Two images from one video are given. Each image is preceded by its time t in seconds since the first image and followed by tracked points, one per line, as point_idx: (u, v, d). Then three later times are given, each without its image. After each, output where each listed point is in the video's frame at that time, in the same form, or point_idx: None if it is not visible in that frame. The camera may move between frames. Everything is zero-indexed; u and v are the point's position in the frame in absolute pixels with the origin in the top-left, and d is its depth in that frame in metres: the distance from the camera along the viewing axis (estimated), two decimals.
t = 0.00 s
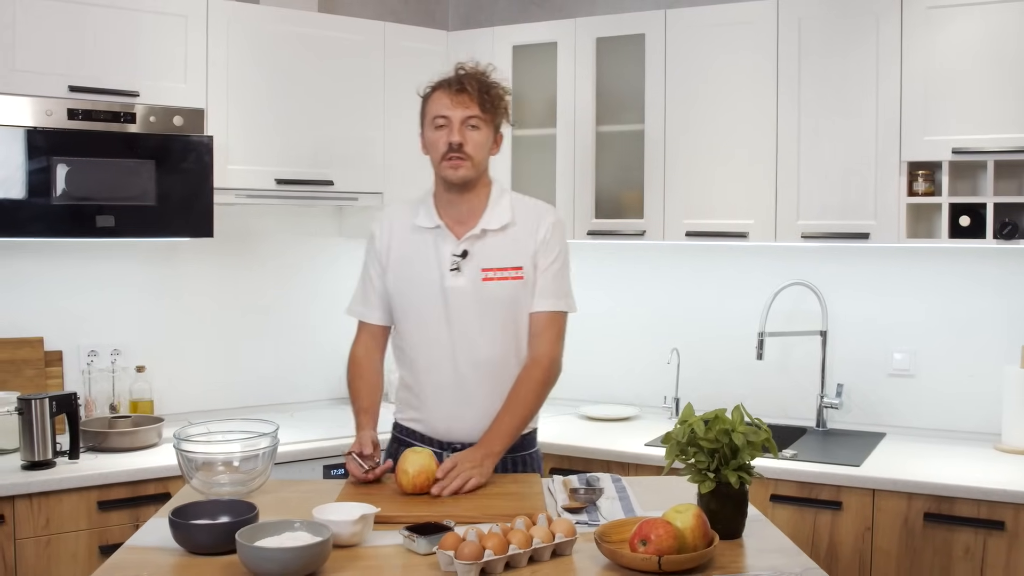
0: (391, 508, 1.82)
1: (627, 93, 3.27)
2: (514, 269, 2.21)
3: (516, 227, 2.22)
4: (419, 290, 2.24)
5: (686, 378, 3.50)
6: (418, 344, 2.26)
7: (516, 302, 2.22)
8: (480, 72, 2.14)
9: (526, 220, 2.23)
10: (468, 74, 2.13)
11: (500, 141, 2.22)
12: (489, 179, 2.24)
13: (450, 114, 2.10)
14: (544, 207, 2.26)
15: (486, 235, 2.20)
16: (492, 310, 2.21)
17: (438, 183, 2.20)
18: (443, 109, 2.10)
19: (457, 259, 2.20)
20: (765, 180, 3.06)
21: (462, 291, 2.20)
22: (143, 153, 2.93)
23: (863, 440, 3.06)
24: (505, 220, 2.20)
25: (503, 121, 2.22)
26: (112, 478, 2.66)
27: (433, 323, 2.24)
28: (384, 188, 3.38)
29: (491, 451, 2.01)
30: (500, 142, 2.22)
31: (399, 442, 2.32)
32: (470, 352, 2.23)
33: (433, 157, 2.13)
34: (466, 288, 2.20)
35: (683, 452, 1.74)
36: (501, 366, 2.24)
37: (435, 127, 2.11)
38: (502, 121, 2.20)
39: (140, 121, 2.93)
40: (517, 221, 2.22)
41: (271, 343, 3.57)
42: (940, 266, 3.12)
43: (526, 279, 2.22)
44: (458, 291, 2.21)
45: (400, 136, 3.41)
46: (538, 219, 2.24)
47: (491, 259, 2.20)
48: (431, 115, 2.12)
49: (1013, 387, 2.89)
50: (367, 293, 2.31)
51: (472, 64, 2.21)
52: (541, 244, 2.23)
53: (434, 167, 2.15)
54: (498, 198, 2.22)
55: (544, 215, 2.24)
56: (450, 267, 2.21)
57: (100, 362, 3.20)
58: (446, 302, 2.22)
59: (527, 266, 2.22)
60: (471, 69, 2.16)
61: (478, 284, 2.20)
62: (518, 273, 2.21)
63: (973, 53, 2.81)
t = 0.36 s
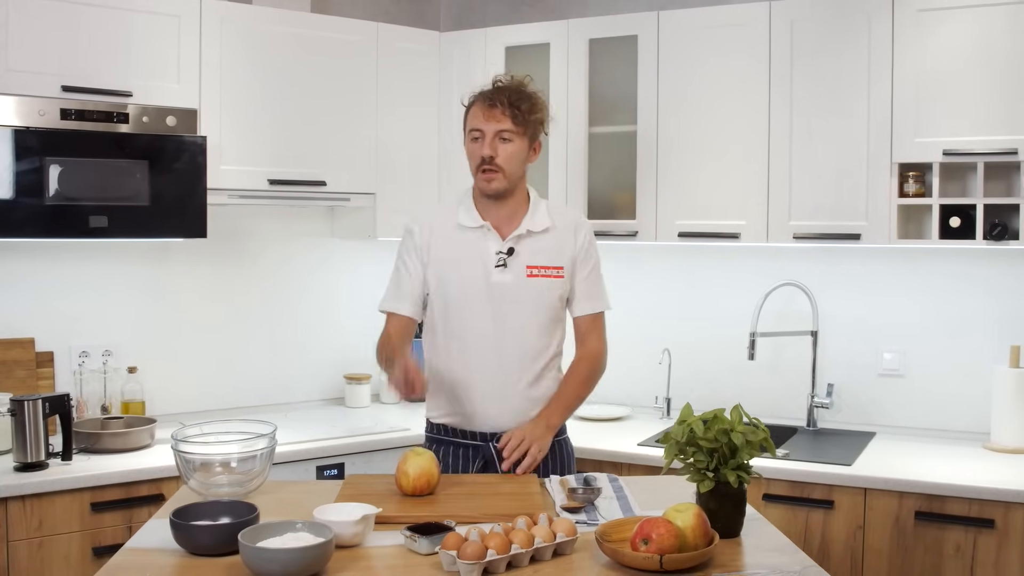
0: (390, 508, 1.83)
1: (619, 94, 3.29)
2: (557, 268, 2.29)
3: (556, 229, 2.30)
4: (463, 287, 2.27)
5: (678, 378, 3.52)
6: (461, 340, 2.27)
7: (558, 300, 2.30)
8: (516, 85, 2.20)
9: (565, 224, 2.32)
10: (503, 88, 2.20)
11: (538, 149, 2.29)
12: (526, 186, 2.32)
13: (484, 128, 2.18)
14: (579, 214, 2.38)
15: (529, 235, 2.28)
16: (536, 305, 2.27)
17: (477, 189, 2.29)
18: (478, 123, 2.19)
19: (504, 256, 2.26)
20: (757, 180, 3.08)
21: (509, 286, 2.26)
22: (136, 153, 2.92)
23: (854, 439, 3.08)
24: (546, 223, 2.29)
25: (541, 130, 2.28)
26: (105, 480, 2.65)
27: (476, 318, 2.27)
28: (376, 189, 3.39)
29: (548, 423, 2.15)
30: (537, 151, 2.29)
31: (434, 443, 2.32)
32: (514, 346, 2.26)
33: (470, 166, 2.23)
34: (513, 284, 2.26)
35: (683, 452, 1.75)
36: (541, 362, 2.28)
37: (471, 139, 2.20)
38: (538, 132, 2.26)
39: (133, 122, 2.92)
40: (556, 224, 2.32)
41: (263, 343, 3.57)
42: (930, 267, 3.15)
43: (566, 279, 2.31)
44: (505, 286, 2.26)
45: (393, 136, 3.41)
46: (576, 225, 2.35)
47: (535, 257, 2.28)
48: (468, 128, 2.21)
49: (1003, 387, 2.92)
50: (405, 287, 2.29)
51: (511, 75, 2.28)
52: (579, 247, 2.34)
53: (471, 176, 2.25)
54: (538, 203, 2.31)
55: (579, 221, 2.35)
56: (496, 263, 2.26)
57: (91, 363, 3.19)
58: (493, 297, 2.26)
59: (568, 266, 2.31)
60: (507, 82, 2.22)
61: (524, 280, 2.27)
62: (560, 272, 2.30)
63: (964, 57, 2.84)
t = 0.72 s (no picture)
0: (382, 511, 1.82)
1: (602, 97, 3.30)
2: (546, 268, 2.31)
3: (548, 233, 2.33)
4: (453, 283, 2.31)
5: (662, 381, 3.54)
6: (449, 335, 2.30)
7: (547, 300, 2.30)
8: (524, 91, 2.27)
9: (560, 227, 2.34)
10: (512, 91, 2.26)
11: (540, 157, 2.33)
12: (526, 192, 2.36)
13: (490, 127, 2.23)
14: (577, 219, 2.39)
15: (521, 235, 2.31)
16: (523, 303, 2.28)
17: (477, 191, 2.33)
18: (485, 121, 2.24)
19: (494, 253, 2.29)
20: (741, 184, 3.10)
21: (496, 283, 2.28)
22: (121, 155, 2.91)
23: (837, 440, 3.11)
24: (539, 226, 2.32)
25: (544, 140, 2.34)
26: (90, 484, 2.63)
27: (462, 314, 2.28)
28: (361, 192, 3.38)
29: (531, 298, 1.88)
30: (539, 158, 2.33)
31: (426, 439, 2.32)
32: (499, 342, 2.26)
33: (473, 164, 2.26)
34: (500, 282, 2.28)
35: (674, 453, 1.76)
36: (528, 360, 2.28)
37: (477, 137, 2.24)
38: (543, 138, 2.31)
39: (116, 124, 2.91)
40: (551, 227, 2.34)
41: (247, 346, 3.55)
42: (910, 270, 3.19)
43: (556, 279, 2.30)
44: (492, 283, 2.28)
45: (377, 139, 3.41)
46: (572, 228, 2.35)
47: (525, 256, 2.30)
48: (474, 128, 2.25)
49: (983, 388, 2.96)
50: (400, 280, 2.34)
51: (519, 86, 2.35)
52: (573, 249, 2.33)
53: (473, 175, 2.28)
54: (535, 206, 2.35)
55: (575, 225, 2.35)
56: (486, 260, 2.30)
57: (74, 366, 3.16)
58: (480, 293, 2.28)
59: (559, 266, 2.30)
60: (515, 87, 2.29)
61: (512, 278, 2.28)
62: (550, 272, 2.30)
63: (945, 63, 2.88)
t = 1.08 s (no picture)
0: (382, 514, 1.83)
1: (593, 100, 3.32)
2: (507, 270, 2.24)
3: (516, 234, 2.26)
4: (421, 284, 2.32)
5: (654, 382, 3.55)
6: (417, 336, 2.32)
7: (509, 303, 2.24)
8: (504, 99, 2.25)
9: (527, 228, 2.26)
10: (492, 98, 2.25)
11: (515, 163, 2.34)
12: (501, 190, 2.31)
13: (470, 139, 2.22)
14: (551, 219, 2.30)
15: (485, 237, 2.26)
16: (482, 306, 2.24)
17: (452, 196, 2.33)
18: (464, 133, 2.23)
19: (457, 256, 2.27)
20: (733, 186, 3.12)
21: (456, 286, 2.26)
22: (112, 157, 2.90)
23: (828, 441, 3.13)
24: (506, 228, 2.26)
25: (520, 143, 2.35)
26: (83, 488, 2.62)
27: (426, 314, 2.30)
28: (352, 194, 3.38)
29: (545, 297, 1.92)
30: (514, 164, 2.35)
31: (403, 438, 2.37)
32: (458, 344, 2.26)
33: (451, 176, 2.26)
34: (460, 285, 2.25)
35: (672, 454, 1.77)
36: (487, 363, 2.26)
37: (455, 150, 2.24)
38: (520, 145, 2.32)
39: (108, 126, 2.90)
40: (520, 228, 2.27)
41: (238, 349, 3.54)
42: (899, 272, 3.21)
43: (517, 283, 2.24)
44: (451, 286, 2.26)
45: (369, 141, 3.41)
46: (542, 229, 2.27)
47: (488, 259, 2.25)
48: (452, 138, 2.25)
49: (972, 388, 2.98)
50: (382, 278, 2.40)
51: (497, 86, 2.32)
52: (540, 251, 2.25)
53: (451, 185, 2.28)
54: (507, 207, 2.28)
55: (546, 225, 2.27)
56: (449, 263, 2.28)
57: (64, 369, 3.14)
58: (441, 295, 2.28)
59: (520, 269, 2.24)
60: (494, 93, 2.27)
61: (471, 281, 2.25)
62: (511, 276, 2.24)
63: (935, 66, 2.90)
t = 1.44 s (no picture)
0: (392, 510, 1.83)
1: (597, 98, 3.32)
2: (485, 276, 2.23)
3: (492, 238, 2.25)
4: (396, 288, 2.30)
5: (656, 380, 3.55)
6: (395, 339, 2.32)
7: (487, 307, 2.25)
8: (456, 113, 2.09)
9: (503, 231, 2.25)
10: (443, 114, 2.08)
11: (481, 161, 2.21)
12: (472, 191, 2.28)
13: (427, 162, 2.10)
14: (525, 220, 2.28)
15: (459, 243, 2.24)
16: (461, 310, 2.24)
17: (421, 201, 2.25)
18: (419, 156, 2.10)
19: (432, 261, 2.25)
20: (737, 184, 3.12)
21: (432, 291, 2.25)
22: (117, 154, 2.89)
23: (830, 438, 3.14)
24: (481, 232, 2.24)
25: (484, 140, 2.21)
26: (88, 484, 2.62)
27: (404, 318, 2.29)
28: (355, 191, 3.38)
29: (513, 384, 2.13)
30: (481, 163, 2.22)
31: (384, 431, 2.36)
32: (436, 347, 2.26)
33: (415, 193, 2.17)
34: (437, 290, 2.24)
35: (681, 450, 1.78)
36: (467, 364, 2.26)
37: (414, 171, 2.13)
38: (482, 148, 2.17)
39: (112, 122, 2.89)
40: (495, 231, 2.25)
41: (241, 346, 3.54)
42: (901, 269, 3.22)
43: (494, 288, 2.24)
44: (428, 291, 2.25)
45: (372, 138, 3.41)
46: (517, 231, 2.26)
47: (463, 264, 2.24)
48: (408, 159, 2.12)
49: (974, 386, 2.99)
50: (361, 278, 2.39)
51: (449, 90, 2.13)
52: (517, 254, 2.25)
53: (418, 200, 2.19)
54: (480, 211, 2.26)
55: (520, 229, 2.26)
56: (424, 268, 2.26)
57: (68, 366, 3.14)
58: (418, 298, 2.27)
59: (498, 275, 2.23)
60: (446, 105, 2.10)
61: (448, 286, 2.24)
62: (488, 281, 2.23)
63: (939, 65, 2.91)
